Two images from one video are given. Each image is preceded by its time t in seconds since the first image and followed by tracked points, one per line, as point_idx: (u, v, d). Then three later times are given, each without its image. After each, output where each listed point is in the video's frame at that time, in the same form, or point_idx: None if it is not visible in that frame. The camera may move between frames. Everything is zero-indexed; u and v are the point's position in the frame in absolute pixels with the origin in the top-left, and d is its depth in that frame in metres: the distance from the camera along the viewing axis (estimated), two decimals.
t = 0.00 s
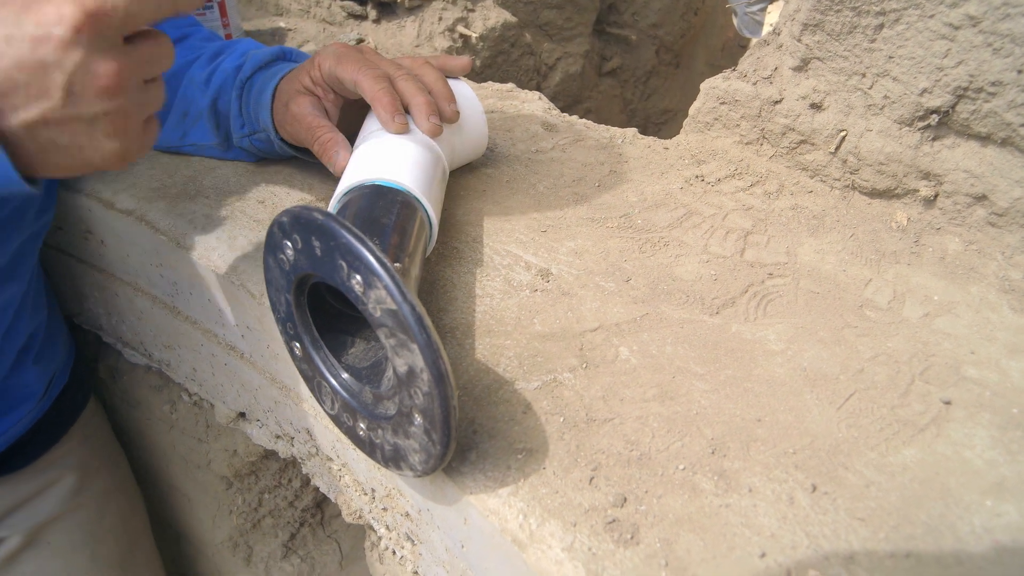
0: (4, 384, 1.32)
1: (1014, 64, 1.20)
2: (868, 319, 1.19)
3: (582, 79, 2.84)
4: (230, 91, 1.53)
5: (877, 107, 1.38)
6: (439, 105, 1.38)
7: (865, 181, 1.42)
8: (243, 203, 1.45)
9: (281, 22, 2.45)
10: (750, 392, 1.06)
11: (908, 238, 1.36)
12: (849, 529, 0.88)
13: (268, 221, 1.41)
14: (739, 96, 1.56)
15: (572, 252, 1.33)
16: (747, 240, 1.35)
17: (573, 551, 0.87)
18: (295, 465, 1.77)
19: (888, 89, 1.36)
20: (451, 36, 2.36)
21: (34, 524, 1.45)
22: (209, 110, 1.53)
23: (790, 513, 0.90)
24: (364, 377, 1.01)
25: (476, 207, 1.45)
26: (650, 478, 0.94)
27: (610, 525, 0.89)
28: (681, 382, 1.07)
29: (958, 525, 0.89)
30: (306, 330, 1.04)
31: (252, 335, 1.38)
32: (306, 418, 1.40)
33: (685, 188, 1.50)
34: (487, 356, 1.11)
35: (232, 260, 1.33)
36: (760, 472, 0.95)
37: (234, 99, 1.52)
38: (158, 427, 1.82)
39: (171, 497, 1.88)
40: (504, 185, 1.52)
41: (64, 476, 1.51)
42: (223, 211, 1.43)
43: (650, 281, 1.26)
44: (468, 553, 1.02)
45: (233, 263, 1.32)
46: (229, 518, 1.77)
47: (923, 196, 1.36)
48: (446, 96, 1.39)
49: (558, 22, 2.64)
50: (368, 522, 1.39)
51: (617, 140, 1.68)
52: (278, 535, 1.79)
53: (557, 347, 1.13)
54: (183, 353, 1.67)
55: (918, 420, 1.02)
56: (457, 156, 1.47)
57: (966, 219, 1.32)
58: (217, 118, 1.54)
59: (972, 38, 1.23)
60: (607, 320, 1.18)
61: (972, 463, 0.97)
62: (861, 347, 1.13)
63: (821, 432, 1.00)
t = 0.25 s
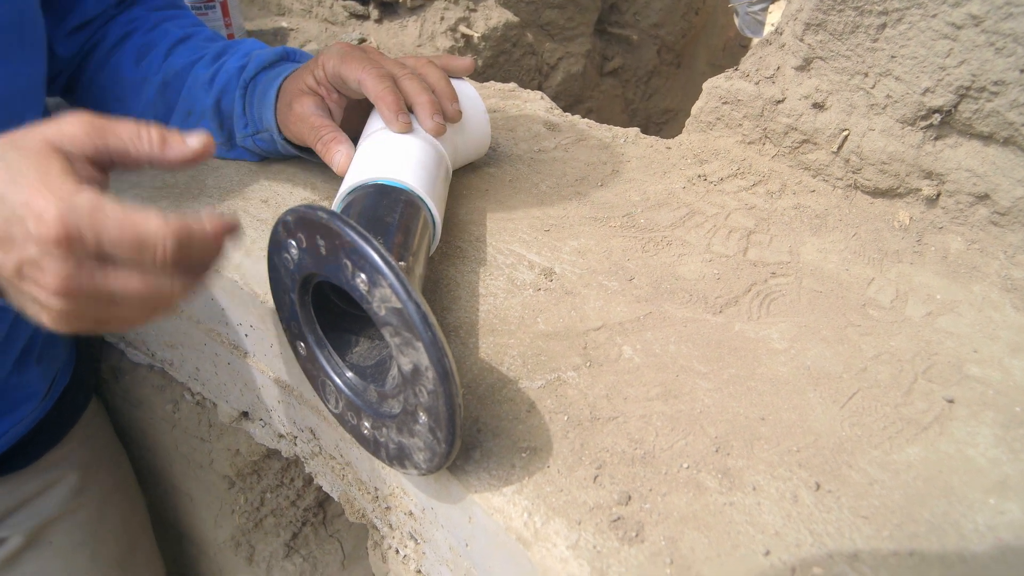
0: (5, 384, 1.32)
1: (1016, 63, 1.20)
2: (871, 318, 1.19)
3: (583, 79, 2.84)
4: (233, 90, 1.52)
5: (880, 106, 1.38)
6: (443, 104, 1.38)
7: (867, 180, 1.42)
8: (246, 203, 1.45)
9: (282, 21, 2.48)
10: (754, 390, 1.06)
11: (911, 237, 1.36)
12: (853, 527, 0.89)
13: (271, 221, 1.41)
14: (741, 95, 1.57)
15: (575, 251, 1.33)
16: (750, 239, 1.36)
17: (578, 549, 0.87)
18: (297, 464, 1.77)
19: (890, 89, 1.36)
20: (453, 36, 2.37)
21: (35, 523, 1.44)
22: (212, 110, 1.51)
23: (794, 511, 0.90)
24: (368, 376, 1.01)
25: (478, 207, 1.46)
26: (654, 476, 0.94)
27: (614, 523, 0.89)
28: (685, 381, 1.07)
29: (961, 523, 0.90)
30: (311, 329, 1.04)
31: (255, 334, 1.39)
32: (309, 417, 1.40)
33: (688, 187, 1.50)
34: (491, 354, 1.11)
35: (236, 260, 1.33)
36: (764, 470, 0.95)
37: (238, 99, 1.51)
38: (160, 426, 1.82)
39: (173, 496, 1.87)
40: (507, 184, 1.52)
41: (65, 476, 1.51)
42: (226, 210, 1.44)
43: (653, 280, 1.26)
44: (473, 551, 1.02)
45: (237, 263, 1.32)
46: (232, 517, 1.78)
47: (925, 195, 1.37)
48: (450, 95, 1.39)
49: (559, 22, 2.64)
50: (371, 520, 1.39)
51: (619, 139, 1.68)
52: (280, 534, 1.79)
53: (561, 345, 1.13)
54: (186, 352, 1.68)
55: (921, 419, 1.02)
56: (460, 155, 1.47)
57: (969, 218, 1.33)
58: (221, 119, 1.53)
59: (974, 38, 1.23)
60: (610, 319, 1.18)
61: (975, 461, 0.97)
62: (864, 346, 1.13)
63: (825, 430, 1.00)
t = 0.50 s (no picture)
0: (7, 385, 1.30)
1: (1016, 63, 1.20)
2: (872, 317, 1.19)
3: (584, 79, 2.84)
4: (234, 90, 1.52)
5: (880, 105, 1.39)
6: (443, 104, 1.38)
7: (868, 179, 1.43)
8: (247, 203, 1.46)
9: (283, 21, 2.48)
10: (756, 389, 1.06)
11: (911, 236, 1.36)
12: (855, 525, 0.89)
13: (273, 221, 1.41)
14: (742, 95, 1.57)
15: (576, 250, 1.33)
16: (751, 238, 1.36)
17: (581, 548, 0.87)
18: (298, 464, 1.78)
19: (890, 88, 1.36)
20: (453, 36, 2.37)
21: (37, 523, 1.44)
22: (212, 110, 1.52)
23: (796, 509, 0.90)
24: (370, 375, 1.01)
25: (479, 207, 1.46)
26: (657, 475, 0.94)
27: (617, 522, 0.89)
28: (687, 380, 1.07)
29: (963, 521, 0.90)
30: (312, 328, 1.04)
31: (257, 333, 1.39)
32: (310, 417, 1.39)
33: (689, 186, 1.51)
34: (493, 354, 1.11)
35: (237, 259, 1.33)
36: (766, 468, 0.95)
37: (239, 99, 1.51)
38: (161, 426, 1.79)
39: (173, 497, 1.86)
40: (508, 184, 1.53)
41: (66, 476, 1.51)
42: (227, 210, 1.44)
43: (655, 279, 1.26)
44: (475, 551, 1.02)
45: (238, 263, 1.32)
46: (233, 517, 1.77)
47: (925, 194, 1.37)
48: (450, 94, 1.39)
49: (560, 22, 2.64)
50: (373, 520, 1.39)
51: (620, 139, 1.69)
52: (281, 534, 1.79)
53: (562, 345, 1.13)
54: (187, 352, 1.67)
55: (923, 417, 1.03)
56: (461, 154, 1.47)
57: (969, 217, 1.33)
58: (221, 119, 1.54)
59: (974, 37, 1.23)
60: (612, 319, 1.18)
61: (976, 459, 0.97)
62: (866, 345, 1.14)
63: (826, 429, 1.01)
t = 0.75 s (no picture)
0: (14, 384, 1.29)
1: (1017, 61, 1.20)
2: (874, 315, 1.19)
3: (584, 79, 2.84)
4: (236, 89, 1.53)
5: (881, 104, 1.39)
6: (444, 103, 1.38)
7: (868, 178, 1.43)
8: (249, 202, 1.46)
9: (283, 21, 2.48)
10: (758, 387, 1.06)
11: (912, 235, 1.36)
12: (858, 522, 0.89)
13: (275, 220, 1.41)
14: (743, 94, 1.57)
15: (578, 249, 1.33)
16: (752, 237, 1.36)
17: (585, 545, 0.87)
18: (299, 464, 1.79)
19: (891, 87, 1.37)
20: (453, 35, 2.38)
21: (44, 522, 1.43)
22: (214, 110, 1.52)
23: (799, 506, 0.91)
24: (374, 374, 1.01)
25: (481, 206, 1.46)
26: (660, 473, 0.95)
27: (621, 519, 0.89)
28: (689, 377, 1.08)
29: (965, 517, 0.90)
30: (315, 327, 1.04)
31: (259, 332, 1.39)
32: (311, 416, 1.39)
33: (690, 185, 1.51)
34: (496, 352, 1.12)
35: (239, 259, 1.33)
36: (769, 466, 0.95)
37: (241, 98, 1.52)
38: (163, 426, 1.79)
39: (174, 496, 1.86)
40: (510, 183, 1.53)
41: (71, 476, 1.51)
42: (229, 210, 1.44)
43: (657, 277, 1.27)
44: (478, 549, 1.02)
45: (241, 262, 1.32)
46: (234, 517, 1.77)
47: (926, 193, 1.37)
48: (451, 93, 1.39)
49: (560, 21, 2.65)
50: (375, 519, 1.39)
51: (621, 138, 1.69)
52: (282, 534, 1.79)
53: (565, 343, 1.13)
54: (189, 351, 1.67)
55: (924, 415, 1.03)
56: (463, 153, 1.47)
57: (969, 215, 1.33)
58: (223, 118, 1.54)
59: (975, 36, 1.24)
60: (614, 317, 1.18)
61: (978, 456, 0.98)
62: (867, 342, 1.14)
63: (828, 426, 1.01)
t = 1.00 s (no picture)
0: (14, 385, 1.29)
1: (1013, 60, 1.21)
2: (871, 313, 1.20)
3: (581, 79, 2.85)
4: (234, 90, 1.52)
5: (877, 103, 1.40)
6: (442, 103, 1.38)
7: (865, 177, 1.44)
8: (247, 203, 1.46)
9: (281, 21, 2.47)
10: (756, 385, 1.06)
11: (909, 233, 1.37)
12: (856, 519, 0.89)
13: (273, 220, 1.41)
14: (740, 94, 1.58)
15: (576, 248, 1.33)
16: (750, 236, 1.36)
17: (584, 543, 0.87)
18: (298, 464, 1.78)
19: (887, 86, 1.37)
20: (450, 35, 2.38)
21: (44, 523, 1.43)
22: (212, 110, 1.52)
23: (798, 504, 0.91)
24: (373, 374, 1.01)
25: (479, 205, 1.46)
26: (658, 471, 0.95)
27: (620, 518, 0.89)
28: (687, 376, 1.08)
29: (963, 514, 0.90)
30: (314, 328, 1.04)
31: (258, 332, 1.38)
32: (310, 416, 1.39)
33: (688, 184, 1.51)
34: (495, 351, 1.12)
35: (238, 259, 1.33)
36: (767, 464, 0.96)
37: (239, 99, 1.51)
38: (161, 427, 1.79)
39: (173, 497, 1.85)
40: (508, 183, 1.53)
41: (71, 477, 1.51)
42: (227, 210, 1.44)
43: (655, 276, 1.27)
44: (478, 548, 1.02)
45: (239, 262, 1.32)
46: (232, 517, 1.77)
47: (923, 191, 1.38)
48: (450, 93, 1.39)
49: (557, 21, 2.65)
50: (374, 519, 1.39)
51: (619, 137, 1.69)
52: (281, 534, 1.79)
53: (563, 342, 1.13)
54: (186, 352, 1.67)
55: (922, 412, 1.03)
56: (460, 153, 1.47)
57: (966, 214, 1.34)
58: (221, 118, 1.54)
59: (971, 35, 1.24)
60: (612, 316, 1.18)
61: (975, 453, 0.98)
62: (864, 341, 1.14)
63: (826, 424, 1.01)
